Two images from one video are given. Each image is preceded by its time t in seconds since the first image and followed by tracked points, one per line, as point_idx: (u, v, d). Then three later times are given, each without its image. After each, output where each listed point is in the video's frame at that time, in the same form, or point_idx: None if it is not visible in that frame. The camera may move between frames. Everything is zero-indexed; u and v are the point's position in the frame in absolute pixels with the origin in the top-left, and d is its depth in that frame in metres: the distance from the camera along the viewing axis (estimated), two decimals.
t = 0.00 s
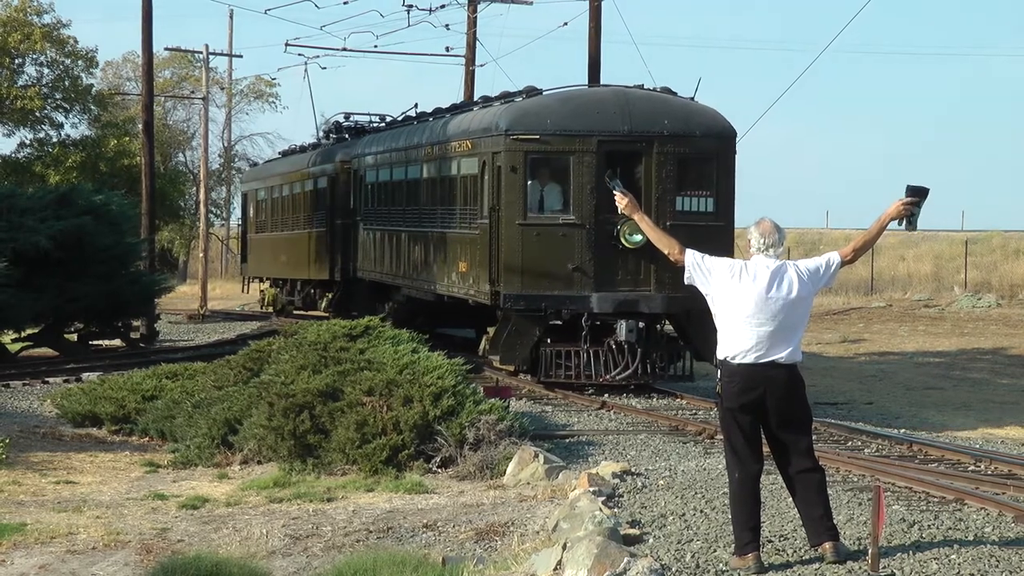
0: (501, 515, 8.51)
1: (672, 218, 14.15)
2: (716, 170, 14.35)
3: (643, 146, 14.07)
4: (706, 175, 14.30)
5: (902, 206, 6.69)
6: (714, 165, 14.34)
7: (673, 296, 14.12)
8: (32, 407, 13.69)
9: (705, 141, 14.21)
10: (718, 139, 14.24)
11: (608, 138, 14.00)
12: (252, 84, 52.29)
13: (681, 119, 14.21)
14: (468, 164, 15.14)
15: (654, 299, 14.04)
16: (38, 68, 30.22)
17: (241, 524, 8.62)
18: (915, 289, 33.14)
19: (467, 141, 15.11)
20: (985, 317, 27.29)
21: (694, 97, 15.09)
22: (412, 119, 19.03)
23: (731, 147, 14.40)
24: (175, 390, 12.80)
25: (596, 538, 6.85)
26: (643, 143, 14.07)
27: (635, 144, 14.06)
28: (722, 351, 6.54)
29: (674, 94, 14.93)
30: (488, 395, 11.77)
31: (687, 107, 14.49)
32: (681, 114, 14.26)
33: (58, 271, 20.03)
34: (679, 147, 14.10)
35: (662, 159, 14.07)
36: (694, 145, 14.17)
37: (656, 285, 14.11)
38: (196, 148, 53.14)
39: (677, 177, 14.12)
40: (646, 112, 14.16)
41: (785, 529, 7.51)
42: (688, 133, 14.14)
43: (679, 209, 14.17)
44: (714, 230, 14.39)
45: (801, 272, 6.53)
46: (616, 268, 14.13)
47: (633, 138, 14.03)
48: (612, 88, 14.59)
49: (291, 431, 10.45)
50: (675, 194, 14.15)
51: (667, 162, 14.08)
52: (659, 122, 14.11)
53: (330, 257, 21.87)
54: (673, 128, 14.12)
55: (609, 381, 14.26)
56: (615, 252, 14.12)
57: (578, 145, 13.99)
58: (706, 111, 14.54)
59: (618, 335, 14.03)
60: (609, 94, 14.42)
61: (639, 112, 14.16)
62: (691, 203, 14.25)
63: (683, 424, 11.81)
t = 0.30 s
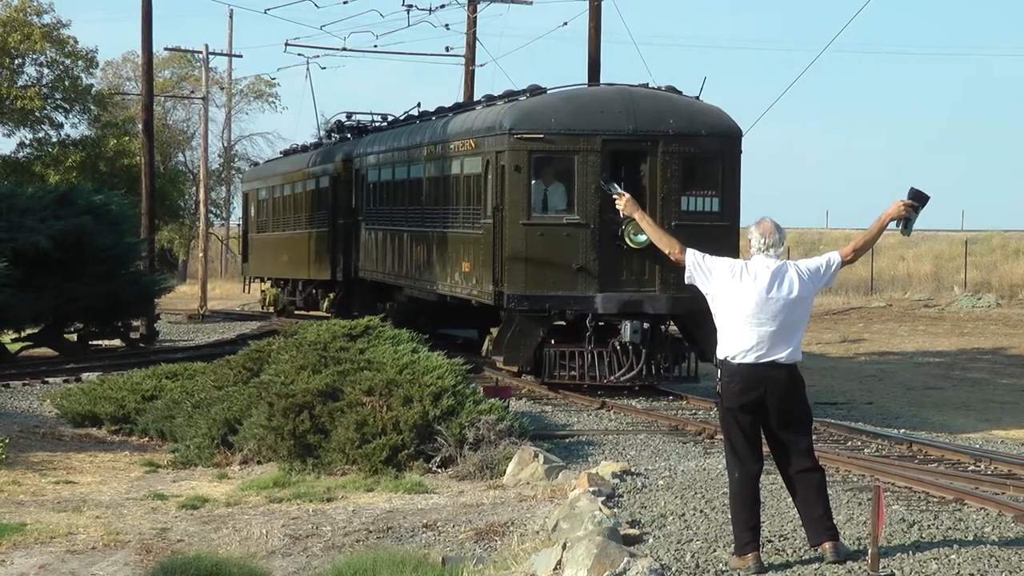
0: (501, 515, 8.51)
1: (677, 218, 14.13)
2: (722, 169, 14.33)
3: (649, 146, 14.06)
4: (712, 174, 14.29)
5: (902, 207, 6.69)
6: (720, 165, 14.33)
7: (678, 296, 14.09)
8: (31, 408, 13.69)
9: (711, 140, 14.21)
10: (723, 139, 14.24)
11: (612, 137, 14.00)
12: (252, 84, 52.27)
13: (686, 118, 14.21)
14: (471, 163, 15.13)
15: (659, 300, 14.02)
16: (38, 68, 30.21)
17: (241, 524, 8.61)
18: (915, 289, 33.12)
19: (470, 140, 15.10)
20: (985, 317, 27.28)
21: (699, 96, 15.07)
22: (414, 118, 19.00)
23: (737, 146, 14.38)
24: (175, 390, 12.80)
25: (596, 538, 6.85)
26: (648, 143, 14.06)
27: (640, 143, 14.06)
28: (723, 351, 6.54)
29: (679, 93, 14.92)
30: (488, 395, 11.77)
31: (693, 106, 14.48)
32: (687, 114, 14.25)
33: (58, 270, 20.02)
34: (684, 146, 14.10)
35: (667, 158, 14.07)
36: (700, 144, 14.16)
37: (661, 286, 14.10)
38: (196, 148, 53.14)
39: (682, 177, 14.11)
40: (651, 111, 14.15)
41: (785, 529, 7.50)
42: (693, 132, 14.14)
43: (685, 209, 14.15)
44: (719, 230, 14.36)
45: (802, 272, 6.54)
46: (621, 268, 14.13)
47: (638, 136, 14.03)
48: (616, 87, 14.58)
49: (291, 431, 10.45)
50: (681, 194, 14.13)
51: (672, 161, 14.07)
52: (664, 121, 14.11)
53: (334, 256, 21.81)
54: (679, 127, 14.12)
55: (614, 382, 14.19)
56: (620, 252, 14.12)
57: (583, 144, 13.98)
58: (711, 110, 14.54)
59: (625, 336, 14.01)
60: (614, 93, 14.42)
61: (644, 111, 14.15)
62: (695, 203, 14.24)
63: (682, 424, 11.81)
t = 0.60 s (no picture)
0: (501, 515, 8.51)
1: (682, 218, 14.14)
2: (727, 170, 14.33)
3: (653, 145, 14.05)
4: (717, 175, 14.28)
5: (903, 210, 6.70)
6: (725, 164, 14.31)
7: (682, 297, 14.06)
8: (31, 407, 13.69)
9: (716, 139, 14.18)
10: (729, 138, 14.21)
11: (617, 137, 13.97)
12: (251, 83, 52.24)
13: (691, 117, 14.17)
14: (474, 163, 15.11)
15: (664, 300, 13.98)
16: (37, 68, 30.23)
17: (240, 524, 8.61)
18: (915, 289, 33.09)
19: (473, 139, 15.08)
20: (984, 317, 27.26)
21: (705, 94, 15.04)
22: (417, 118, 18.96)
23: (742, 146, 14.36)
24: (175, 390, 12.79)
25: (595, 538, 6.85)
26: (653, 142, 14.04)
27: (645, 142, 14.03)
28: (723, 351, 6.54)
29: (683, 91, 14.89)
30: (487, 395, 11.78)
31: (698, 104, 14.45)
32: (692, 113, 14.22)
33: (58, 270, 20.03)
34: (689, 145, 14.08)
35: (672, 158, 14.06)
36: (705, 143, 14.13)
37: (665, 287, 14.09)
38: (195, 148, 53.12)
39: (687, 177, 14.11)
40: (655, 110, 14.12)
41: (785, 529, 7.51)
42: (698, 131, 14.10)
43: (689, 209, 14.15)
44: (725, 230, 14.34)
45: (801, 272, 6.53)
46: (625, 268, 14.11)
47: (642, 136, 14.00)
48: (621, 86, 14.55)
49: (290, 431, 10.44)
50: (686, 194, 14.13)
51: (677, 161, 14.07)
52: (669, 120, 14.07)
53: (337, 255, 21.76)
54: (683, 126, 14.08)
55: (618, 383, 14.17)
56: (625, 252, 14.12)
57: (587, 143, 13.95)
58: (717, 109, 14.51)
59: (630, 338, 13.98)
60: (618, 91, 14.38)
61: (648, 110, 14.12)
62: (701, 203, 14.24)
63: (682, 424, 11.80)
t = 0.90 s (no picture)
0: (500, 515, 8.51)
1: (688, 218, 14.07)
2: (733, 169, 14.26)
3: (658, 144, 14.01)
4: (723, 174, 14.21)
5: (900, 207, 6.71)
6: (731, 164, 14.25)
7: (687, 298, 14.02)
8: (30, 407, 13.70)
9: (722, 139, 14.14)
10: (735, 137, 14.17)
11: (622, 136, 13.95)
12: (250, 84, 52.22)
13: (697, 116, 14.13)
14: (478, 162, 15.10)
15: (670, 301, 13.94)
16: (37, 68, 30.23)
17: (239, 524, 8.61)
18: (915, 289, 33.10)
19: (477, 139, 15.07)
20: (984, 317, 27.26)
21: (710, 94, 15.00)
22: (419, 116, 18.94)
23: (748, 145, 14.30)
24: (174, 390, 12.78)
25: (595, 538, 6.85)
26: (659, 141, 14.01)
27: (650, 141, 14.00)
28: (723, 351, 6.54)
29: (689, 90, 14.86)
30: (487, 395, 11.79)
31: (704, 104, 14.42)
32: (698, 112, 14.18)
33: (58, 270, 20.03)
34: (696, 145, 14.04)
35: (677, 157, 14.01)
36: (711, 143, 14.10)
37: (671, 288, 14.07)
38: (195, 148, 53.11)
39: (693, 176, 14.05)
40: (661, 109, 14.10)
41: (784, 529, 7.51)
42: (704, 130, 14.07)
43: (695, 209, 14.09)
44: (732, 231, 14.26)
45: (801, 272, 6.53)
46: (630, 269, 14.07)
47: (648, 135, 13.98)
48: (627, 85, 14.50)
49: (290, 431, 10.44)
50: (691, 193, 14.08)
51: (682, 160, 14.01)
52: (675, 119, 14.04)
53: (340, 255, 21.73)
54: (689, 125, 14.05)
55: (623, 385, 14.15)
56: (630, 252, 14.05)
57: (592, 142, 13.94)
58: (723, 108, 14.45)
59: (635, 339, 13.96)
60: (623, 90, 14.36)
61: (654, 109, 14.10)
62: (707, 203, 14.16)
63: (681, 424, 11.80)
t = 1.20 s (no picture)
0: (499, 515, 8.51)
1: (694, 218, 14.05)
2: (739, 169, 14.24)
3: (665, 143, 13.97)
4: (729, 174, 14.21)
5: (899, 207, 6.72)
6: (738, 162, 14.24)
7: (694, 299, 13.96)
8: (29, 407, 13.70)
9: (729, 138, 14.13)
10: (742, 136, 14.15)
11: (627, 135, 13.92)
12: (250, 84, 52.20)
13: (703, 115, 14.10)
14: (482, 161, 15.10)
15: (676, 302, 13.87)
16: (36, 68, 30.24)
17: (239, 524, 8.61)
18: (914, 289, 33.07)
19: (481, 138, 15.07)
20: (983, 317, 27.24)
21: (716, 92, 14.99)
22: (422, 116, 18.94)
23: (754, 144, 14.29)
24: (173, 389, 12.78)
25: (594, 538, 6.85)
26: (665, 140, 13.96)
27: (656, 140, 13.96)
28: (722, 351, 6.54)
29: (696, 88, 14.82)
30: (487, 395, 11.79)
31: (710, 102, 14.40)
32: (704, 110, 14.17)
33: (58, 270, 20.04)
34: (702, 144, 14.03)
35: (683, 156, 14.00)
36: (718, 142, 14.09)
37: (676, 288, 14.05)
38: (195, 147, 53.12)
39: (699, 176, 14.04)
40: (667, 108, 14.08)
41: (784, 529, 7.51)
42: (710, 130, 14.06)
43: (701, 209, 14.08)
44: (738, 231, 14.26)
45: (800, 272, 6.54)
46: (636, 269, 14.06)
47: (654, 134, 13.93)
48: (632, 84, 14.46)
49: (290, 431, 10.44)
50: (698, 193, 14.06)
51: (688, 159, 14.00)
52: (681, 118, 14.02)
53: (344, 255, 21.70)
54: (696, 124, 14.03)
55: (628, 387, 14.02)
56: (636, 252, 14.06)
57: (597, 142, 13.91)
58: (729, 107, 14.44)
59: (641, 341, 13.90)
60: (629, 88, 14.32)
61: (660, 108, 14.08)
62: (713, 202, 14.16)
63: (681, 425, 11.79)
